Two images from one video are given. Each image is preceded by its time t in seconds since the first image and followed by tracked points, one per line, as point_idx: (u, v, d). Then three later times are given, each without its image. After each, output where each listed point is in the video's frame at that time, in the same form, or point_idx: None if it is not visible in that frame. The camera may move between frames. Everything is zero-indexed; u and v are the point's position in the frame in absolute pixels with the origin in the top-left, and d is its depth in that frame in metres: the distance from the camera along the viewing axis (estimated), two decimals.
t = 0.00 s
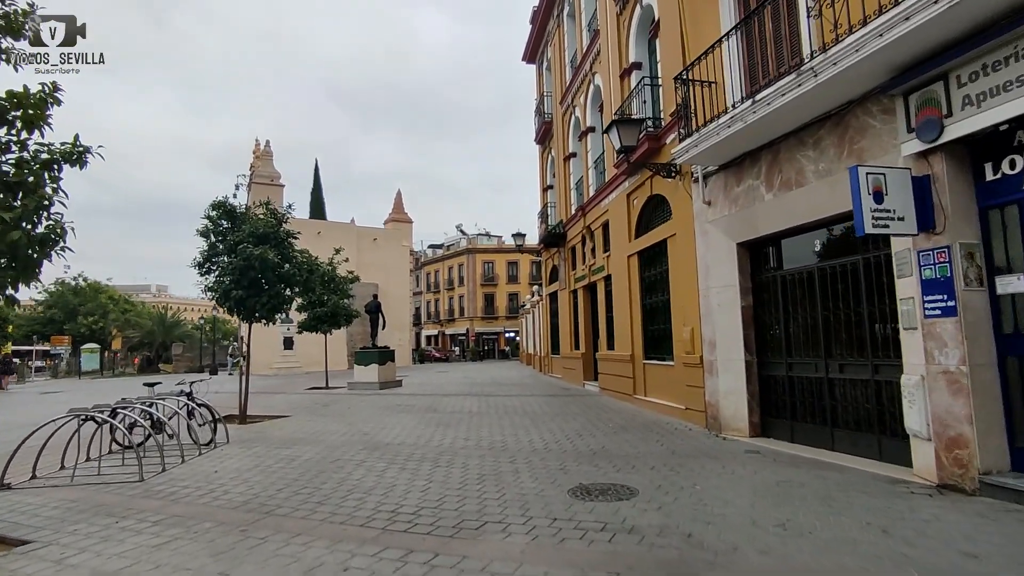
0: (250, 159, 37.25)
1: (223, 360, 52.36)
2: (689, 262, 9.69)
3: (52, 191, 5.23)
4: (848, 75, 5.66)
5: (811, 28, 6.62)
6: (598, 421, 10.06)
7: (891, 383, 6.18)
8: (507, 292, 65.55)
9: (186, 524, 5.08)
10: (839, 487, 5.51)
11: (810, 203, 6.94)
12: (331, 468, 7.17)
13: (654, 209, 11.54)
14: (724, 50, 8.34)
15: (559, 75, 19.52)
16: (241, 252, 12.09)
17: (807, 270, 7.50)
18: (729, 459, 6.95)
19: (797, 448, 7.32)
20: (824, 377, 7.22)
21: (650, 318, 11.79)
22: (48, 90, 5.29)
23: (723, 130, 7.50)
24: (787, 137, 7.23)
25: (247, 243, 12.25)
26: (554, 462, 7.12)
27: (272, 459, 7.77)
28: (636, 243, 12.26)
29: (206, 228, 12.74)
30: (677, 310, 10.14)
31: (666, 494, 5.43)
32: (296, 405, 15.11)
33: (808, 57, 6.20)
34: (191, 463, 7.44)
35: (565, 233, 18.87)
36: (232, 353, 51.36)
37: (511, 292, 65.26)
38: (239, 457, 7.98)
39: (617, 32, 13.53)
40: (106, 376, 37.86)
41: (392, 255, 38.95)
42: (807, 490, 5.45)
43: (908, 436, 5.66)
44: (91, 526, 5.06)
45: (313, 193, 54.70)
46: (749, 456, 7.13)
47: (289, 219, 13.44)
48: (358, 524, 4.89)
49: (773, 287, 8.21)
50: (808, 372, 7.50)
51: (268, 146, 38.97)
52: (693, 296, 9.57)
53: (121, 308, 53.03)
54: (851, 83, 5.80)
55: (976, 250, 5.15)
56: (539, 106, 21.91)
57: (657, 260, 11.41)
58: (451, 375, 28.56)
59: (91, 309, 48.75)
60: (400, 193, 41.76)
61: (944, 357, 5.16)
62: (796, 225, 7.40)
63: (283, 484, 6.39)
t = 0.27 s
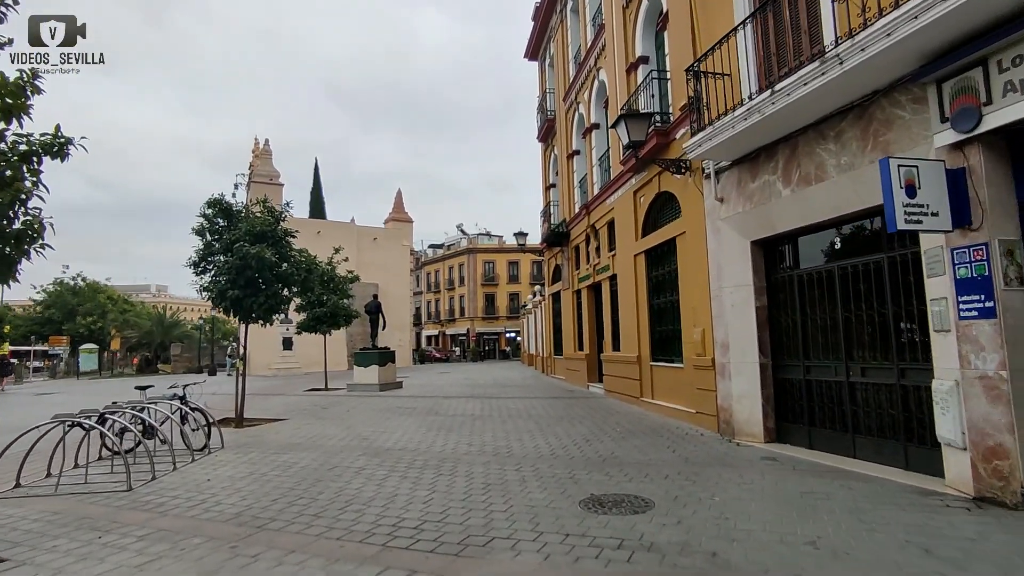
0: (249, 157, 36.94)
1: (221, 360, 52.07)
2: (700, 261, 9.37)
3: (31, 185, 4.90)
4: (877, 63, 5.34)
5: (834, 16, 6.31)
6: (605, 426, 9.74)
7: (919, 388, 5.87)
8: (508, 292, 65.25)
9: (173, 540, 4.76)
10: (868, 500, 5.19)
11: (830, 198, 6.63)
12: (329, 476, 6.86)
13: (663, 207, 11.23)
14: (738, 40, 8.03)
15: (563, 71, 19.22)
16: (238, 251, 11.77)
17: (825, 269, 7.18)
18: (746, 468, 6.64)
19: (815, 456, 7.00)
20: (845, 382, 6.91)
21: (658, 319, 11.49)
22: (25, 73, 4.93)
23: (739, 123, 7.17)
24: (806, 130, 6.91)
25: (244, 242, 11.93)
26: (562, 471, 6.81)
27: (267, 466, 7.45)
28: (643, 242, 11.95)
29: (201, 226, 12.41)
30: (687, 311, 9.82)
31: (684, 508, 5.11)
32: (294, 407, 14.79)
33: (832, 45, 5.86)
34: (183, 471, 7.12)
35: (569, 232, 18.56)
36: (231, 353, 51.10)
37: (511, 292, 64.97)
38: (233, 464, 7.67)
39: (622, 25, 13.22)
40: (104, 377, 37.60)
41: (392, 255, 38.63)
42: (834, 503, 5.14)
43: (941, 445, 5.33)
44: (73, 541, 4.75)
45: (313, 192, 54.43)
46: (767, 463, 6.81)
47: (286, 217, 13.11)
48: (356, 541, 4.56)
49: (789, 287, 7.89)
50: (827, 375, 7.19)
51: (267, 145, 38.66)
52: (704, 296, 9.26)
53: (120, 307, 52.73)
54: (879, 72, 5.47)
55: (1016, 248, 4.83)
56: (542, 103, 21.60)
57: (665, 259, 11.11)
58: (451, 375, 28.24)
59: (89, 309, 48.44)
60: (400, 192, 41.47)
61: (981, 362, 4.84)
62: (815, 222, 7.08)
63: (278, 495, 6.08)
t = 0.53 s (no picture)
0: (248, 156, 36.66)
1: (220, 360, 51.78)
2: (710, 256, 9.06)
3: (4, 170, 4.54)
4: (905, 41, 5.02)
5: None
6: (611, 426, 9.43)
7: (948, 386, 5.55)
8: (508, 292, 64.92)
9: (155, 548, 4.45)
10: (896, 505, 4.88)
11: (850, 187, 6.32)
12: (324, 479, 6.55)
13: (670, 201, 10.91)
14: (751, 24, 7.70)
15: (565, 66, 18.92)
16: (232, 247, 11.46)
17: (844, 262, 6.87)
18: (762, 470, 6.33)
19: (834, 458, 6.68)
20: (865, 380, 6.59)
21: (665, 316, 11.18)
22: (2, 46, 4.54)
23: (753, 109, 6.82)
24: (824, 117, 6.60)
25: (239, 237, 11.62)
26: (569, 474, 6.50)
27: (260, 469, 7.15)
28: (649, 237, 11.64)
29: (195, 222, 12.11)
30: (697, 308, 9.51)
31: (701, 514, 4.80)
32: (291, 407, 14.48)
33: (855, 24, 5.53)
34: (172, 474, 6.81)
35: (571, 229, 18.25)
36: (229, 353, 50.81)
37: (512, 292, 64.64)
38: (225, 466, 7.36)
39: (627, 16, 12.91)
40: (101, 377, 37.30)
41: (392, 254, 38.31)
42: (861, 509, 4.82)
43: (973, 446, 5.01)
44: (48, 550, 4.44)
45: (313, 190, 54.13)
46: (784, 466, 6.51)
47: (282, 212, 12.80)
48: (350, 550, 4.26)
49: (804, 281, 7.57)
50: (845, 373, 6.88)
51: (266, 143, 38.38)
52: (714, 291, 8.94)
53: (118, 307, 52.46)
54: (906, 51, 5.16)
55: None
56: (543, 98, 21.30)
57: (673, 254, 10.80)
58: (452, 375, 27.91)
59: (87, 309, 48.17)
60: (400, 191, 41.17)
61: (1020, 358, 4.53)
62: (833, 213, 6.77)
63: (270, 499, 5.77)
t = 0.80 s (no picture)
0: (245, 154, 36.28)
1: (218, 360, 51.40)
2: (721, 254, 8.72)
3: None
4: (941, 22, 4.70)
5: None
6: (618, 431, 9.09)
7: (982, 392, 5.22)
8: (508, 292, 64.57)
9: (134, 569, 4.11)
10: (931, 519, 4.56)
11: (874, 180, 5.99)
12: (318, 489, 6.20)
13: (678, 198, 10.57)
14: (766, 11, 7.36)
15: (567, 62, 18.58)
16: (226, 245, 11.10)
17: (865, 260, 6.54)
18: (782, 480, 6.00)
19: (855, 466, 6.35)
20: (888, 384, 6.26)
21: (672, 316, 10.85)
22: None
23: (771, 99, 6.46)
24: (846, 107, 6.27)
25: (233, 235, 11.28)
26: (577, 483, 6.16)
27: (252, 476, 6.81)
28: (656, 235, 11.30)
29: (188, 220, 11.73)
30: (707, 308, 9.18)
31: (723, 530, 4.47)
32: (287, 409, 14.12)
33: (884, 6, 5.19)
34: (158, 483, 6.47)
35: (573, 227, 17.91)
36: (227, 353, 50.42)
37: (511, 292, 64.30)
38: (215, 474, 7.02)
39: (633, 7, 12.56)
40: (97, 377, 36.90)
41: (391, 253, 37.94)
42: (893, 524, 4.49)
43: (1013, 457, 4.68)
44: (17, 571, 4.10)
45: (312, 189, 53.73)
46: (803, 475, 6.18)
47: (278, 209, 12.46)
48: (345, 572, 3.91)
49: (821, 280, 7.23)
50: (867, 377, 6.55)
51: (264, 141, 37.96)
52: (725, 291, 8.61)
53: (115, 307, 52.03)
54: (941, 33, 4.83)
55: None
56: (545, 95, 20.94)
57: (681, 253, 10.47)
58: (451, 376, 27.55)
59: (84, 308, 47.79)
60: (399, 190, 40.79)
61: None
62: (854, 209, 6.44)
63: (260, 511, 5.43)
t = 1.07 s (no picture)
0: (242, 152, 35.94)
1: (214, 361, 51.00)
2: (732, 252, 8.42)
3: None
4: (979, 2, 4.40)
5: None
6: (624, 435, 8.79)
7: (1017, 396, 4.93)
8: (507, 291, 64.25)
9: None
10: (969, 533, 4.26)
11: (899, 173, 5.69)
12: (313, 498, 5.89)
13: (686, 194, 10.27)
14: None
15: (568, 57, 18.29)
16: (219, 242, 10.77)
17: (887, 257, 6.25)
18: (802, 488, 5.70)
19: (877, 473, 6.06)
20: (912, 387, 5.96)
21: (679, 317, 10.54)
22: None
23: (788, 88, 6.13)
24: (868, 96, 5.97)
25: (226, 232, 10.94)
26: (586, 492, 5.85)
27: (243, 484, 6.50)
28: (661, 233, 10.99)
29: (180, 216, 11.39)
30: (716, 307, 8.88)
31: (747, 545, 4.16)
32: (282, 411, 13.79)
33: None
34: (144, 491, 6.15)
35: (575, 226, 17.62)
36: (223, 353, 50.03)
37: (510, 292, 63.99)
38: (205, 481, 6.70)
39: None
40: (92, 377, 36.51)
41: (389, 253, 37.60)
42: (930, 539, 4.20)
43: None
44: None
45: (309, 188, 53.39)
46: (823, 482, 5.88)
47: (273, 206, 12.14)
48: None
49: (838, 278, 6.94)
50: (888, 379, 6.27)
51: (260, 139, 37.63)
52: (736, 290, 8.31)
53: (111, 306, 51.62)
54: (977, 14, 4.54)
55: None
56: (546, 92, 20.65)
57: (688, 251, 10.16)
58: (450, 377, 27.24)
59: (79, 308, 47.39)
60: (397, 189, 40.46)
61: None
62: (876, 203, 6.14)
63: (251, 522, 5.13)
